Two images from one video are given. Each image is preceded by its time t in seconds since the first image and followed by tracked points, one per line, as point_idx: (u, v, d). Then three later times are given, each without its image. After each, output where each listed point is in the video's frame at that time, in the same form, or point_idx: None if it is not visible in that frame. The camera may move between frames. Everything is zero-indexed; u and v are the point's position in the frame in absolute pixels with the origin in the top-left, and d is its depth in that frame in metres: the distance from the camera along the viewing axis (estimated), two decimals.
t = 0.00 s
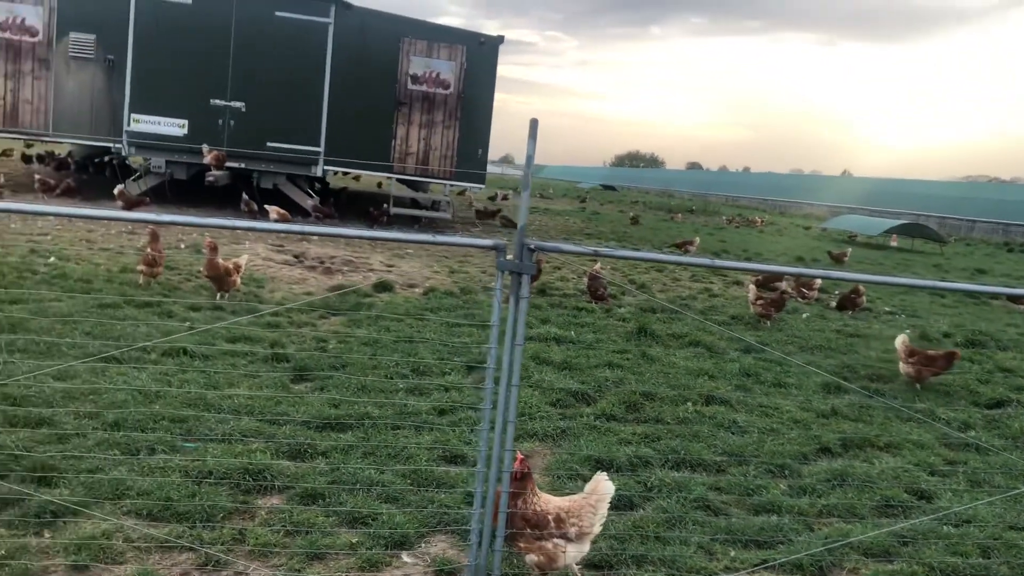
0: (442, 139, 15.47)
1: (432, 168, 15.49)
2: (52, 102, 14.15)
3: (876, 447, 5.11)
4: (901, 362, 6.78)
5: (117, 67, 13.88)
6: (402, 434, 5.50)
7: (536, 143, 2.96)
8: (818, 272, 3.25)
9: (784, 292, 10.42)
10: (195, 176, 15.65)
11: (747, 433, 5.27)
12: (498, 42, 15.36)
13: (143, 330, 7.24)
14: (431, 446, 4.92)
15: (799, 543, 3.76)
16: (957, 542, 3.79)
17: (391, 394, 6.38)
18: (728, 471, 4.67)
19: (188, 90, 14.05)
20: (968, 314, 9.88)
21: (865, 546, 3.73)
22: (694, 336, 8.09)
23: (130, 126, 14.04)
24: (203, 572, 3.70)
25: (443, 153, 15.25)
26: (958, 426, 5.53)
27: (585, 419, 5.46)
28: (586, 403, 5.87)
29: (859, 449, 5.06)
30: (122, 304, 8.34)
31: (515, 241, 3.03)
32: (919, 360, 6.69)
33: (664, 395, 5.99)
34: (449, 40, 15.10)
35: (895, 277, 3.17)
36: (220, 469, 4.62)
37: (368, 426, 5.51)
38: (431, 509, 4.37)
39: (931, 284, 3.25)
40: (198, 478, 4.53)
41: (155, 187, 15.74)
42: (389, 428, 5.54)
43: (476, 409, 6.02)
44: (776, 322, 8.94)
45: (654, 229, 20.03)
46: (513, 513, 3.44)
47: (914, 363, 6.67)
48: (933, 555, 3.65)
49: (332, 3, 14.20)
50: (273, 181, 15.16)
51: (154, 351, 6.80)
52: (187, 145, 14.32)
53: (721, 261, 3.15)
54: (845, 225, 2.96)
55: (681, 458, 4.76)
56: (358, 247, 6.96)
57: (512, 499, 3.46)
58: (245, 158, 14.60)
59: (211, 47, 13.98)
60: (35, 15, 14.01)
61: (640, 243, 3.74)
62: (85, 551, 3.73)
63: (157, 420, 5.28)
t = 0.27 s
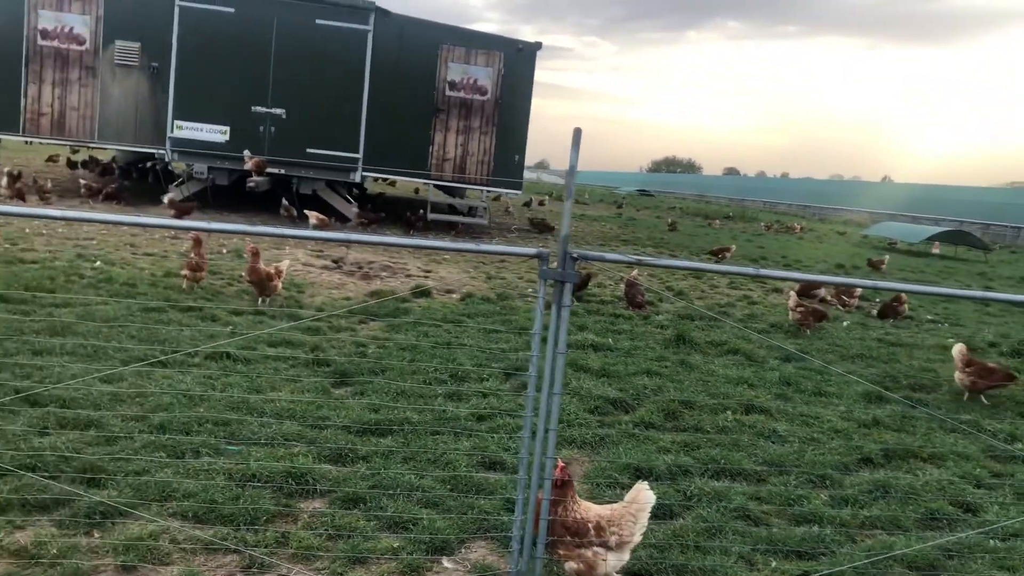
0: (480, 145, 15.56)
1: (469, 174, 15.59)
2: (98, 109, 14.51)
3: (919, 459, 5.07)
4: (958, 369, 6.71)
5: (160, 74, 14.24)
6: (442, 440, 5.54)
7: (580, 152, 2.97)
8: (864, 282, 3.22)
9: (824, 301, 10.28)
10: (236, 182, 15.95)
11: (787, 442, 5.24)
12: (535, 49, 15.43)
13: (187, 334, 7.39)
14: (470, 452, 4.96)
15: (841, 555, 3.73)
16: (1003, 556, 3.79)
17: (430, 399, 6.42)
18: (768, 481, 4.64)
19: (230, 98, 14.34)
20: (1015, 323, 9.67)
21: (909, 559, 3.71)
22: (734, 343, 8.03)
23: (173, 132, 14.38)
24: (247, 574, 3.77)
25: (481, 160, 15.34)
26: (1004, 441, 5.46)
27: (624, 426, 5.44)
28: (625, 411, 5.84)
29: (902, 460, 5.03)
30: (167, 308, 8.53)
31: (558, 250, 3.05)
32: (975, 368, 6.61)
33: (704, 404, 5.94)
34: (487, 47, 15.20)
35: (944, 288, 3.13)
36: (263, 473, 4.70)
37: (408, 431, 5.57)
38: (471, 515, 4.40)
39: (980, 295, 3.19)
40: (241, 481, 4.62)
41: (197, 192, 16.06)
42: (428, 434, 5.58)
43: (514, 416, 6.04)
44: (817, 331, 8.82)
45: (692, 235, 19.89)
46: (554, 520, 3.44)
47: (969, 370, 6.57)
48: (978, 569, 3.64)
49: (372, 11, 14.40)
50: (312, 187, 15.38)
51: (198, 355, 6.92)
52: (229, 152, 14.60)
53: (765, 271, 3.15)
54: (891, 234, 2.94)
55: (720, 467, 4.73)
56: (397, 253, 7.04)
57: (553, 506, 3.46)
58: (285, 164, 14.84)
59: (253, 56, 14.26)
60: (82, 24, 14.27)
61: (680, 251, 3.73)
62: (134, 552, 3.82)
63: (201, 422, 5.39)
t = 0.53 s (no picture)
0: (512, 148, 15.57)
1: (502, 177, 15.61)
2: (137, 115, 14.76)
3: (961, 467, 5.03)
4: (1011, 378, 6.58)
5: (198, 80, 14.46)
6: (476, 444, 5.53)
7: (618, 157, 2.95)
8: (909, 289, 3.15)
9: (862, 305, 10.10)
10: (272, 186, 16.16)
11: (825, 450, 5.18)
12: (569, 52, 15.41)
13: (224, 337, 7.48)
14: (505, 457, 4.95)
15: (883, 565, 3.68)
16: None
17: (464, 404, 6.41)
18: (807, 488, 4.58)
19: (266, 102, 14.54)
20: None
21: (953, 570, 3.67)
22: (770, 349, 7.92)
23: (209, 136, 14.61)
24: None
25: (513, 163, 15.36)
26: None
27: (660, 432, 5.38)
28: (660, 417, 5.77)
29: (943, 469, 4.97)
30: (204, 311, 8.65)
31: (595, 255, 3.02)
32: None
33: (740, 410, 5.86)
34: (520, 50, 15.23)
35: (993, 295, 3.06)
36: (299, 476, 4.73)
37: (442, 435, 5.58)
38: (506, 521, 4.38)
39: None
40: (278, 484, 4.66)
41: (234, 196, 16.30)
42: (462, 438, 5.59)
43: (548, 421, 6.01)
44: (855, 336, 8.67)
45: (726, 239, 19.68)
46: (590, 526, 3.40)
47: None
48: None
49: (406, 16, 14.49)
50: (347, 191, 15.53)
51: (235, 358, 7.01)
52: (265, 156, 14.78)
53: (806, 277, 3.09)
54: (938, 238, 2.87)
55: (757, 475, 4.67)
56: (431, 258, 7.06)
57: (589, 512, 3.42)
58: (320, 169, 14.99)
59: (289, 61, 14.45)
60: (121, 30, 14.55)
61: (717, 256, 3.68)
62: (173, 554, 3.86)
63: (239, 425, 5.45)
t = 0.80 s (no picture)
0: (542, 153, 15.58)
1: (531, 183, 15.62)
2: (171, 123, 15.01)
3: (999, 476, 5.00)
4: None
5: (231, 88, 14.68)
6: (507, 450, 5.53)
7: (650, 165, 2.93)
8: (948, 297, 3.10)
9: (897, 310, 9.93)
10: (304, 192, 16.34)
11: (859, 458, 5.13)
12: (598, 57, 15.41)
13: (256, 342, 7.55)
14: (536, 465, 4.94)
15: None
16: None
17: (495, 410, 6.40)
18: (841, 497, 4.53)
19: (298, 109, 14.72)
20: None
21: None
22: (802, 355, 7.83)
23: (242, 144, 14.82)
24: None
25: (542, 169, 15.36)
26: None
27: (692, 440, 5.33)
28: (691, 424, 5.71)
29: (981, 479, 4.93)
30: (237, 317, 8.76)
31: (627, 264, 3.00)
32: None
33: (773, 418, 5.79)
34: (549, 56, 15.25)
35: None
36: (331, 482, 4.77)
37: (472, 442, 5.58)
38: (538, 529, 4.37)
39: None
40: (311, 490, 4.69)
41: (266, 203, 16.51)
42: (492, 444, 5.59)
43: (579, 428, 5.99)
44: (889, 342, 8.53)
45: (757, 243, 19.48)
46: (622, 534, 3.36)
47: None
48: None
49: (435, 23, 14.59)
50: (377, 197, 15.68)
51: (267, 364, 7.08)
52: (297, 163, 14.96)
53: (842, 285, 3.06)
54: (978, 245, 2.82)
55: (791, 484, 4.62)
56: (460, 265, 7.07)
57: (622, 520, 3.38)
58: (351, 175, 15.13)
59: (320, 69, 14.62)
60: (155, 39, 14.76)
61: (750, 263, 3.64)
62: (208, 560, 3.91)
63: (272, 431, 5.51)
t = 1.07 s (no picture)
0: (570, 160, 15.59)
1: (559, 190, 15.64)
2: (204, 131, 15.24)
3: None
4: None
5: (262, 97, 14.87)
6: (536, 459, 5.52)
7: (684, 175, 2.92)
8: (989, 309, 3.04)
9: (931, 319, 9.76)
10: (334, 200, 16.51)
11: (893, 469, 5.05)
12: (627, 64, 15.38)
13: (287, 350, 7.63)
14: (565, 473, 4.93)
15: None
16: None
17: (525, 419, 6.39)
18: (875, 510, 4.46)
19: (328, 118, 14.89)
20: None
21: None
22: (834, 364, 7.72)
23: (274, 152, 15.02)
24: None
25: (570, 176, 15.37)
26: None
27: (723, 450, 5.27)
28: (722, 434, 5.66)
29: (1019, 492, 4.83)
30: (269, 324, 8.87)
31: (661, 274, 2.99)
32: None
33: (805, 428, 5.72)
34: (578, 63, 15.27)
35: None
36: (362, 490, 4.80)
37: (502, 451, 5.58)
38: (569, 539, 4.35)
39: None
40: (343, 498, 4.73)
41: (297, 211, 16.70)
42: (522, 453, 5.58)
43: (609, 438, 5.96)
44: (923, 352, 8.38)
45: (787, 250, 19.27)
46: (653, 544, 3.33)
47: None
48: None
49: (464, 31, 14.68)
50: (406, 205, 15.78)
51: (299, 371, 7.15)
52: (327, 171, 15.12)
53: (879, 296, 3.01)
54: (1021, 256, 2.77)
55: (824, 495, 4.55)
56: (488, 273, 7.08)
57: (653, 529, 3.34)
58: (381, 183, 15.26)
59: (351, 78, 14.78)
60: (188, 49, 15.05)
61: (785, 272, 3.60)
62: (241, 567, 3.96)
63: (304, 438, 5.56)
